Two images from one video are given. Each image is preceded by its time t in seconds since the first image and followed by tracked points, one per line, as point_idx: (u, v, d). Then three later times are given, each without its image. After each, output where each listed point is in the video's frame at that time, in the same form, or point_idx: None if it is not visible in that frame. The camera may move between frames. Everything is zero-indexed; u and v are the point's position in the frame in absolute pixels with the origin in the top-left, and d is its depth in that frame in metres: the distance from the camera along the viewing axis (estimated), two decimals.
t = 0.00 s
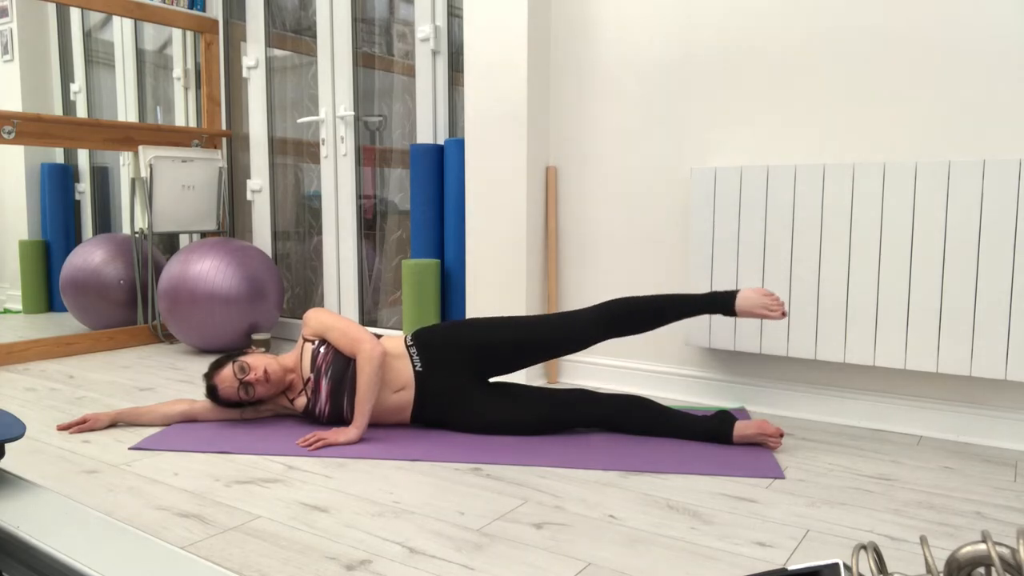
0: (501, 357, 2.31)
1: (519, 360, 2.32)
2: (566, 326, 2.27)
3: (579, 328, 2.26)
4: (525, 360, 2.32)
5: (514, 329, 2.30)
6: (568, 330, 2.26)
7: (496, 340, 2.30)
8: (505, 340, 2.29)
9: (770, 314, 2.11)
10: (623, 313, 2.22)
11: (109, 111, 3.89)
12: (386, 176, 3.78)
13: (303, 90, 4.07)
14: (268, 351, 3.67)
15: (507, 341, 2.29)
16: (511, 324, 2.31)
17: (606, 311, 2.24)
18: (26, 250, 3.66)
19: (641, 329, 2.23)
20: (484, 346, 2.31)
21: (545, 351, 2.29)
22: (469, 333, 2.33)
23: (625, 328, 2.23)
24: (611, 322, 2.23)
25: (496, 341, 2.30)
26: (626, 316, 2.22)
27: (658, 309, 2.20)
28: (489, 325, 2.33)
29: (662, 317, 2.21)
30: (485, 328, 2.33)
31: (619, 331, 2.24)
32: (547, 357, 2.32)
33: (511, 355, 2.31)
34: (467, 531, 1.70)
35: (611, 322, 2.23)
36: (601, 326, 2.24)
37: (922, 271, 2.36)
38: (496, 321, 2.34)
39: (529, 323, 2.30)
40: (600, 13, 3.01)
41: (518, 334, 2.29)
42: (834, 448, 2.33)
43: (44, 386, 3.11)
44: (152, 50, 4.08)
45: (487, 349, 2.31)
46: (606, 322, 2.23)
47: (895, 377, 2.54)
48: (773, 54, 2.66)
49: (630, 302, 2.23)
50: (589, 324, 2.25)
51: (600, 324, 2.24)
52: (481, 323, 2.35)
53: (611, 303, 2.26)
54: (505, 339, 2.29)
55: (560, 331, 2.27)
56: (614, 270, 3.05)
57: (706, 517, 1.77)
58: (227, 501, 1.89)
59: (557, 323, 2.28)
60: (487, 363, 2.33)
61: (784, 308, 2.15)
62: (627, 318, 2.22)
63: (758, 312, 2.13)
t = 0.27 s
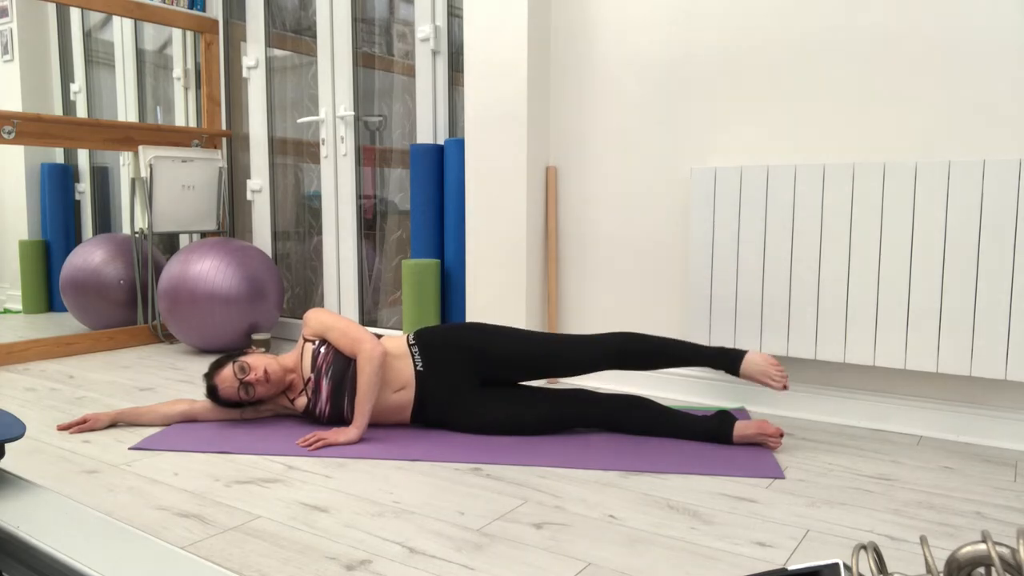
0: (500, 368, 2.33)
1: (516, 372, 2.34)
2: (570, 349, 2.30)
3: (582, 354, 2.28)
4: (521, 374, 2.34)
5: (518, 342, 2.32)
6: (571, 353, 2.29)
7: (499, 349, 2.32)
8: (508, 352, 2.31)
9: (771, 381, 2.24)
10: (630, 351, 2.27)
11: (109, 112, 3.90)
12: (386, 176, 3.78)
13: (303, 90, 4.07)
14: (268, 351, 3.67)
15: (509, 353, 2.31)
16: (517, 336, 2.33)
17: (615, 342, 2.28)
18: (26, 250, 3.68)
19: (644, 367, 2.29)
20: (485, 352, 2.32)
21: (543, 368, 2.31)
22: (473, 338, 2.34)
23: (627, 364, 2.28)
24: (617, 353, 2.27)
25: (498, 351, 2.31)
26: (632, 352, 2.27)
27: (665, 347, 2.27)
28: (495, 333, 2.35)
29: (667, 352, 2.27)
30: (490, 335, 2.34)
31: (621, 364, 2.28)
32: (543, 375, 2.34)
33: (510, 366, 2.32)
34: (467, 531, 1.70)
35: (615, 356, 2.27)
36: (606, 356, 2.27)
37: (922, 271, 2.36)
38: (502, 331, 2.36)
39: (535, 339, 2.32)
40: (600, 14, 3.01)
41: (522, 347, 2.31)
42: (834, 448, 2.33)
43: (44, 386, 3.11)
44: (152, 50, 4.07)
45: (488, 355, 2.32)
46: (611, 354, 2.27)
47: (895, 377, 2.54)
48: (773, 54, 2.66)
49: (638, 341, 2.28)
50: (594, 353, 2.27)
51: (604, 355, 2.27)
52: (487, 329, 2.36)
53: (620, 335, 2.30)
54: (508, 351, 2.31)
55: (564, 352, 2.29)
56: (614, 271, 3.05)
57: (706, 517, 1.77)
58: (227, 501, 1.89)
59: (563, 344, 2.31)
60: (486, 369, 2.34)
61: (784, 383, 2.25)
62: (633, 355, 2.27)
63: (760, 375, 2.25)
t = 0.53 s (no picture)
0: (497, 373, 2.34)
1: (512, 377, 2.35)
2: (568, 360, 2.30)
3: (579, 366, 2.29)
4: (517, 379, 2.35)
5: (518, 348, 2.32)
6: (569, 364, 2.30)
7: (498, 354, 2.32)
8: (506, 357, 2.32)
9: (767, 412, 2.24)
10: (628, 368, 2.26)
11: (109, 112, 3.92)
12: (386, 176, 3.78)
13: (303, 90, 4.07)
14: (268, 352, 3.67)
15: (508, 358, 2.31)
16: (519, 341, 2.34)
17: (615, 357, 2.28)
18: (26, 250, 3.74)
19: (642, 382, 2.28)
20: (485, 355, 2.33)
21: (539, 375, 2.32)
22: (475, 340, 2.34)
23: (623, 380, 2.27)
24: (616, 367, 2.26)
25: (497, 357, 2.32)
26: (630, 368, 2.26)
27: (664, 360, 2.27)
28: (496, 336, 2.35)
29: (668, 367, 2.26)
30: (491, 338, 2.34)
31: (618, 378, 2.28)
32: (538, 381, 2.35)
33: (507, 371, 2.33)
34: (467, 531, 1.70)
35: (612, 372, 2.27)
36: (603, 370, 2.27)
37: (922, 271, 2.36)
38: (505, 335, 2.36)
39: (536, 346, 2.32)
40: (600, 15, 3.01)
41: (522, 352, 2.31)
42: (834, 448, 2.33)
43: (44, 386, 3.11)
44: (152, 50, 4.07)
45: (488, 358, 2.33)
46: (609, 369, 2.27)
47: (895, 377, 2.54)
48: (773, 54, 2.66)
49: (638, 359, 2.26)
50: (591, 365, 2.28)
51: (600, 369, 2.27)
52: (489, 332, 2.37)
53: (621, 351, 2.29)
54: (507, 356, 2.31)
55: (563, 360, 2.30)
56: (614, 272, 3.05)
57: (706, 517, 1.77)
58: (227, 501, 1.89)
59: (563, 354, 2.31)
60: (484, 371, 2.35)
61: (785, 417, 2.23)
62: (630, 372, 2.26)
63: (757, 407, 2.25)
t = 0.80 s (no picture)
0: (496, 375, 2.34)
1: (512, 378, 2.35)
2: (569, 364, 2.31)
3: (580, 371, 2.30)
4: (517, 381, 2.35)
5: (517, 351, 2.32)
6: (570, 368, 2.31)
7: (498, 357, 2.32)
8: (506, 361, 2.31)
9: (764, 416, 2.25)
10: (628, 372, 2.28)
11: (109, 112, 3.93)
12: (386, 176, 3.78)
13: (303, 90, 4.07)
14: (268, 351, 3.67)
15: (508, 362, 2.31)
16: (518, 343, 2.34)
17: (615, 361, 2.29)
18: (26, 250, 3.75)
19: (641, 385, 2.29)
20: (486, 358, 2.32)
21: (539, 377, 2.33)
22: (475, 341, 2.34)
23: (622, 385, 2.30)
24: (616, 373, 2.28)
25: (497, 359, 2.32)
26: (630, 373, 2.28)
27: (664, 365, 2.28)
28: (496, 337, 2.35)
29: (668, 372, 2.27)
30: (491, 340, 2.34)
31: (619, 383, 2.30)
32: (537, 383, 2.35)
33: (507, 373, 2.33)
34: (467, 531, 1.70)
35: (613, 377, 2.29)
36: (604, 374, 2.29)
37: (922, 271, 2.36)
38: (505, 336, 2.36)
39: (535, 349, 2.33)
40: (600, 15, 3.01)
41: (523, 355, 2.32)
42: (834, 448, 2.33)
43: (44, 386, 3.11)
44: (152, 50, 4.07)
45: (488, 360, 2.32)
46: (609, 374, 2.28)
47: (895, 377, 2.54)
48: (773, 54, 2.66)
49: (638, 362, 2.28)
50: (592, 371, 2.29)
51: (601, 374, 2.29)
52: (489, 332, 2.37)
53: (620, 355, 2.31)
54: (507, 359, 2.31)
55: (563, 364, 2.31)
56: (614, 272, 3.05)
57: (706, 517, 1.77)
58: (227, 501, 1.89)
59: (563, 357, 2.32)
60: (483, 373, 2.34)
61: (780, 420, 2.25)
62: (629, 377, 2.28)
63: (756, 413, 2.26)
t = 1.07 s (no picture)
0: (496, 375, 2.34)
1: (512, 379, 2.35)
2: (569, 365, 2.31)
3: (580, 372, 2.30)
4: (517, 381, 2.36)
5: (517, 351, 2.32)
6: (569, 368, 2.31)
7: (498, 357, 2.32)
8: (506, 360, 2.31)
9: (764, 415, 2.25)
10: (627, 372, 2.28)
11: (109, 112, 3.93)
12: (386, 176, 3.78)
13: (303, 90, 4.07)
14: (268, 351, 3.67)
15: (508, 362, 2.32)
16: (518, 343, 2.34)
17: (614, 361, 2.29)
18: (26, 250, 3.75)
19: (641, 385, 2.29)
20: (486, 358, 2.32)
21: (539, 378, 2.33)
22: (475, 341, 2.34)
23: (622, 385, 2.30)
24: (616, 373, 2.28)
25: (497, 360, 2.32)
26: (630, 373, 2.27)
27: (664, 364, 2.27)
28: (495, 338, 2.35)
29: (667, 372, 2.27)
30: (490, 340, 2.34)
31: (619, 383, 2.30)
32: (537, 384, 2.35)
33: (507, 373, 2.33)
34: (467, 531, 1.70)
35: (613, 377, 2.29)
36: (604, 375, 2.29)
37: (922, 271, 2.36)
38: (504, 337, 2.36)
39: (535, 349, 2.33)
40: (600, 16, 3.01)
41: (522, 355, 2.32)
42: (834, 448, 2.33)
43: (44, 386, 3.11)
44: (152, 50, 4.07)
45: (488, 360, 2.32)
46: (609, 374, 2.28)
47: (895, 377, 2.54)
48: (773, 54, 2.66)
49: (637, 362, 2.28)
50: (592, 371, 2.29)
51: (600, 374, 2.29)
52: (489, 332, 2.37)
53: (620, 354, 2.31)
54: (507, 359, 2.32)
55: (563, 364, 2.31)
56: (614, 272, 3.05)
57: (706, 517, 1.77)
58: (227, 501, 1.89)
59: (563, 358, 2.32)
60: (483, 373, 2.34)
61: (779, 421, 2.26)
62: (629, 378, 2.28)
63: (756, 413, 2.26)
